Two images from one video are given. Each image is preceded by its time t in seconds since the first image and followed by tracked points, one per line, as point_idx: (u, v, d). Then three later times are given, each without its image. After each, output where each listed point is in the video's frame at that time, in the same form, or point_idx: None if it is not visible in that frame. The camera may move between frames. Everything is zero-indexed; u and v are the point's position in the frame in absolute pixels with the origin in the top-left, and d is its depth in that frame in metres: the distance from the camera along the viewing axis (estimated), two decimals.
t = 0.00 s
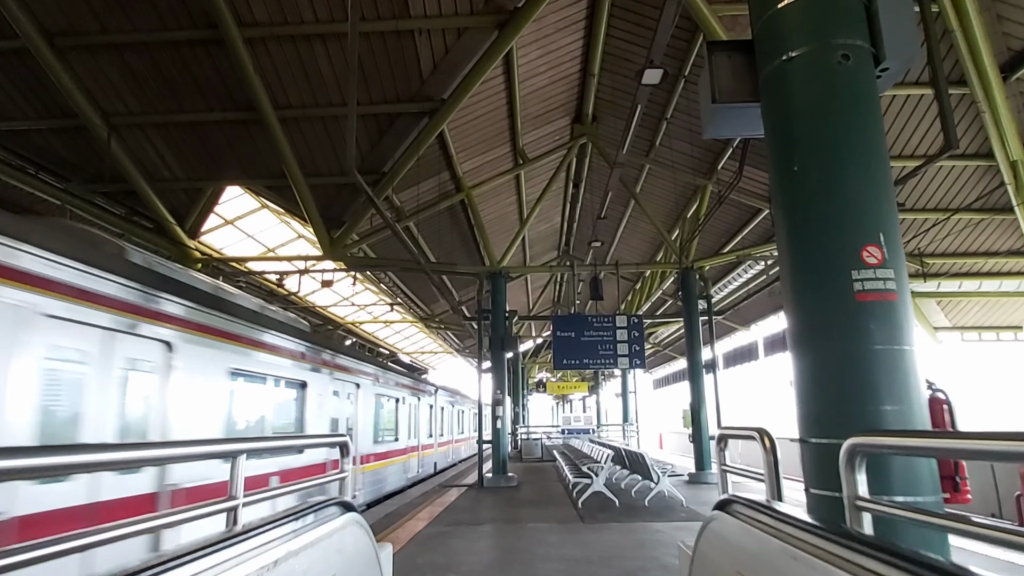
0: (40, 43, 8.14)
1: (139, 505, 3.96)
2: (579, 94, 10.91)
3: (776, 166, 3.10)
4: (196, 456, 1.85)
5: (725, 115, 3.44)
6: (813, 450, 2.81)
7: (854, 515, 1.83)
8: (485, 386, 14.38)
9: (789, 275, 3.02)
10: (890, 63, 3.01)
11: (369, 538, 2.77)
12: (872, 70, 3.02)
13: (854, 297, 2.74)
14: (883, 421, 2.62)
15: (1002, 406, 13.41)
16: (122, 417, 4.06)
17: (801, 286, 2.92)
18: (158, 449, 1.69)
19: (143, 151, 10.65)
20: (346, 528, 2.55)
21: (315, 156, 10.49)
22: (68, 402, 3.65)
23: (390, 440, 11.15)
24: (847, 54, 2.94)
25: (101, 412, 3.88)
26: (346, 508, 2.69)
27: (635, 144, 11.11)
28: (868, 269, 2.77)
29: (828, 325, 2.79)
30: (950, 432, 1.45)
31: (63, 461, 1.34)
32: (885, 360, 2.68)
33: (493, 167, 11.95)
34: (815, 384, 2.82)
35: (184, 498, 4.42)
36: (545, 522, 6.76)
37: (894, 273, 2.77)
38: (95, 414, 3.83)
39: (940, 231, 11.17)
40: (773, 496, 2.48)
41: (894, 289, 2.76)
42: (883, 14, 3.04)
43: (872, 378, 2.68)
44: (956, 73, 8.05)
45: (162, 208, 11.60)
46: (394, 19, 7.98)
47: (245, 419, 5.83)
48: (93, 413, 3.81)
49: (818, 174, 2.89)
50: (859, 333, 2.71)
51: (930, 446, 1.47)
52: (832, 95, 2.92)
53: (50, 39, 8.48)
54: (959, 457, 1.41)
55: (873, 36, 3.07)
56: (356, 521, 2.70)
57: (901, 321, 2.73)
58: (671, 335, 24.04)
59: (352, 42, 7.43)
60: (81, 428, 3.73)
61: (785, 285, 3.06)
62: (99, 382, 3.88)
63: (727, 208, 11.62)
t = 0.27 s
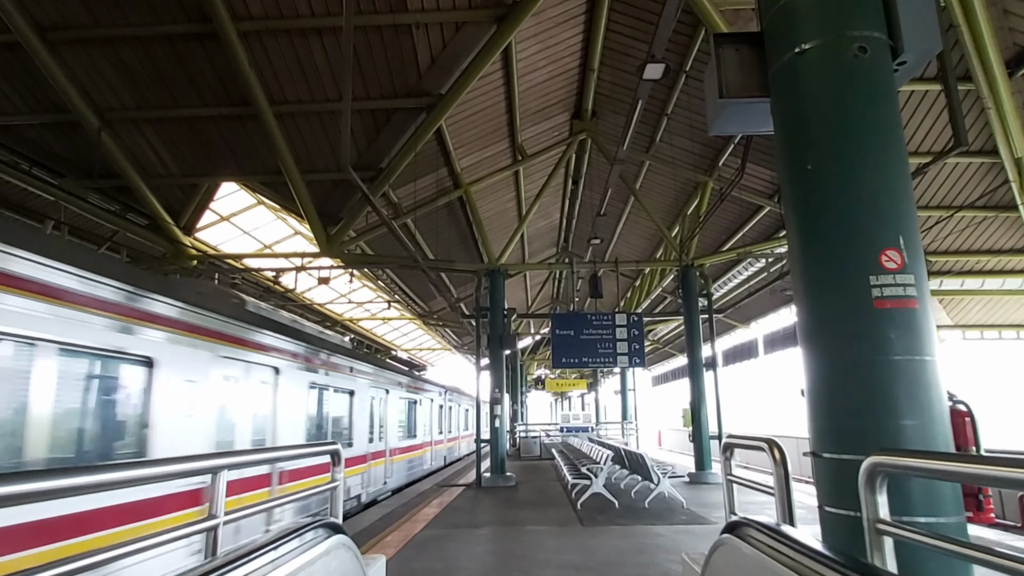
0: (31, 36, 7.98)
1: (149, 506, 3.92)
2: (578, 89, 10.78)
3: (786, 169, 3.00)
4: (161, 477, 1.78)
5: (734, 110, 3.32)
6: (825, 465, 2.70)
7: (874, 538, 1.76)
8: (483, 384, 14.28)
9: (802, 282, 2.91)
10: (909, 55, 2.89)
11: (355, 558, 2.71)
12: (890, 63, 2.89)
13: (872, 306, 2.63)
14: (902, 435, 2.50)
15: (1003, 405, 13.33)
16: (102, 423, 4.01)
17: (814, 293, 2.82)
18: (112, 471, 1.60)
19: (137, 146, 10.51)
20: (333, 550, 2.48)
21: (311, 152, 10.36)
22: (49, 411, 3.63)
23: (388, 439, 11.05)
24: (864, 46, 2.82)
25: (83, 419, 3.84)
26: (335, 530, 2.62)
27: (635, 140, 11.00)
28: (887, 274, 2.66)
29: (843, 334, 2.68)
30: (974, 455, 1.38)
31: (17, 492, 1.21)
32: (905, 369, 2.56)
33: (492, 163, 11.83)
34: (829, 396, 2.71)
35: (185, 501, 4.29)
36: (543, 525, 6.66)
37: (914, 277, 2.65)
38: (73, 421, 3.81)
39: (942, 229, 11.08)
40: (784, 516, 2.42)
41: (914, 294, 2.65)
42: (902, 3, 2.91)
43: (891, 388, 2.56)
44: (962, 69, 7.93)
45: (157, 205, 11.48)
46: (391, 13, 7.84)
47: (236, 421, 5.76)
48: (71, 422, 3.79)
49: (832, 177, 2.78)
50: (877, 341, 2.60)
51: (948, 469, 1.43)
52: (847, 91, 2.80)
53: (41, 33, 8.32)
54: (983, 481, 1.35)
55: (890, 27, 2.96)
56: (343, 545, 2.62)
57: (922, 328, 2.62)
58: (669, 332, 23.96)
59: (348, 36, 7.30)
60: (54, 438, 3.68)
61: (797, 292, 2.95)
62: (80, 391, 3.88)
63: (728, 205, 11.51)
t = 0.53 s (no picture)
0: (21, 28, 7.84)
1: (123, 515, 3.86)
2: (578, 83, 10.65)
3: (800, 168, 2.90)
4: (140, 495, 1.67)
5: (742, 104, 3.20)
6: (843, 477, 2.61)
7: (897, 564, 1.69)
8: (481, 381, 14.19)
9: (816, 285, 2.81)
10: (928, 47, 2.74)
11: None
12: (908, 56, 2.77)
13: (890, 312, 2.52)
14: (923, 449, 2.40)
15: (1004, 403, 13.28)
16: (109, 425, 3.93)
17: (829, 298, 2.72)
18: (87, 492, 1.49)
19: (132, 141, 10.37)
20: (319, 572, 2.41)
21: (308, 147, 10.22)
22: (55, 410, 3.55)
23: (386, 437, 10.96)
24: (882, 37, 2.71)
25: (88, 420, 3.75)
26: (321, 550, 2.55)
27: (636, 136, 10.88)
28: (907, 277, 2.55)
29: (860, 341, 2.58)
30: None
31: None
32: (926, 377, 2.46)
33: (490, 159, 11.71)
34: (845, 405, 2.61)
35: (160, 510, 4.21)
36: (541, 527, 6.58)
37: (936, 280, 2.54)
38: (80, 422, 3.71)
39: (944, 226, 10.98)
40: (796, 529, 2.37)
41: (936, 299, 2.54)
42: None
43: (912, 398, 2.45)
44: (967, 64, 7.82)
45: (152, 200, 11.34)
46: (387, 6, 7.71)
47: (235, 422, 5.68)
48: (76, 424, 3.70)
49: (848, 177, 2.68)
50: (898, 347, 2.49)
51: (994, 496, 1.36)
52: (865, 85, 2.69)
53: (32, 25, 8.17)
54: None
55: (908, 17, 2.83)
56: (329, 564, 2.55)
57: (945, 334, 2.51)
58: (668, 329, 23.88)
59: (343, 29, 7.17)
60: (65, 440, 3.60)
61: (811, 296, 2.85)
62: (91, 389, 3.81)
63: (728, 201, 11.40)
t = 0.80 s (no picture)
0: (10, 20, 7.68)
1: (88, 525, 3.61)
2: (577, 78, 10.52)
3: (814, 164, 2.79)
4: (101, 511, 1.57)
5: (752, 93, 3.07)
6: (862, 488, 2.51)
7: None
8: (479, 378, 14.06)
9: (831, 287, 2.70)
10: (951, 31, 2.63)
11: None
12: (931, 40, 2.65)
13: (911, 315, 2.42)
14: (947, 460, 2.29)
15: (1005, 401, 13.20)
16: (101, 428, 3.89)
17: (845, 300, 2.61)
18: (39, 512, 1.38)
19: (125, 135, 10.19)
20: None
21: (304, 142, 10.09)
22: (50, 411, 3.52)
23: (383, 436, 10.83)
24: (903, 21, 2.60)
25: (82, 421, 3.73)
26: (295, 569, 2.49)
27: (635, 130, 10.77)
28: (932, 276, 2.44)
29: (879, 346, 2.47)
30: None
31: None
32: (952, 381, 2.34)
33: (489, 154, 11.57)
34: (863, 413, 2.50)
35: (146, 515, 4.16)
36: (540, 528, 6.47)
37: (961, 280, 2.43)
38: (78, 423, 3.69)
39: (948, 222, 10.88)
40: (809, 540, 2.28)
41: (962, 298, 2.42)
42: None
43: (936, 403, 2.34)
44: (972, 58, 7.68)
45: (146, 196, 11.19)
46: None
47: (230, 423, 5.58)
48: (69, 427, 3.65)
49: (865, 173, 2.57)
50: (921, 350, 2.38)
51: None
52: (883, 73, 2.58)
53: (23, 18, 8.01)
54: None
55: None
56: None
57: (970, 335, 2.40)
58: (667, 326, 23.81)
59: (337, 21, 7.03)
60: (58, 443, 3.56)
61: (826, 298, 2.75)
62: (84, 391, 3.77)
63: (729, 197, 11.28)
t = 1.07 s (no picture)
0: None
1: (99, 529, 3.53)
2: (577, 70, 10.38)
3: (835, 154, 2.65)
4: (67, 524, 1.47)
5: (763, 76, 2.93)
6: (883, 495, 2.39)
7: None
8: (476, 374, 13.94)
9: (852, 284, 2.58)
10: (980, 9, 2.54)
11: None
12: (958, 19, 2.53)
13: (939, 315, 2.30)
14: (978, 468, 2.17)
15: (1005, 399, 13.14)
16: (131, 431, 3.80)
17: (869, 297, 2.48)
18: None
19: (118, 127, 10.02)
20: None
21: (300, 134, 9.93)
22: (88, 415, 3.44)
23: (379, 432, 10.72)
24: None
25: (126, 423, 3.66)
26: None
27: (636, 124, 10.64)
28: (961, 270, 2.32)
29: (904, 346, 2.34)
30: None
31: None
32: (983, 382, 2.23)
33: (487, 147, 11.43)
34: (887, 416, 2.38)
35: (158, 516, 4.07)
36: (537, 527, 6.36)
37: (992, 275, 2.32)
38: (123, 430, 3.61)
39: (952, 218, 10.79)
40: (819, 545, 2.19)
41: (993, 294, 2.30)
42: None
43: (967, 405, 2.22)
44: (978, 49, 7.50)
45: (139, 188, 10.98)
46: None
47: (229, 422, 5.46)
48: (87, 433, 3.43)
49: (891, 164, 2.44)
50: (950, 348, 2.26)
51: None
52: (910, 54, 2.45)
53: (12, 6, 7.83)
54: None
55: None
56: None
57: (1002, 333, 2.28)
58: (665, 322, 23.72)
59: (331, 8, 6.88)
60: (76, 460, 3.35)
61: (846, 296, 2.62)
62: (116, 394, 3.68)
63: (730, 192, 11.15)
